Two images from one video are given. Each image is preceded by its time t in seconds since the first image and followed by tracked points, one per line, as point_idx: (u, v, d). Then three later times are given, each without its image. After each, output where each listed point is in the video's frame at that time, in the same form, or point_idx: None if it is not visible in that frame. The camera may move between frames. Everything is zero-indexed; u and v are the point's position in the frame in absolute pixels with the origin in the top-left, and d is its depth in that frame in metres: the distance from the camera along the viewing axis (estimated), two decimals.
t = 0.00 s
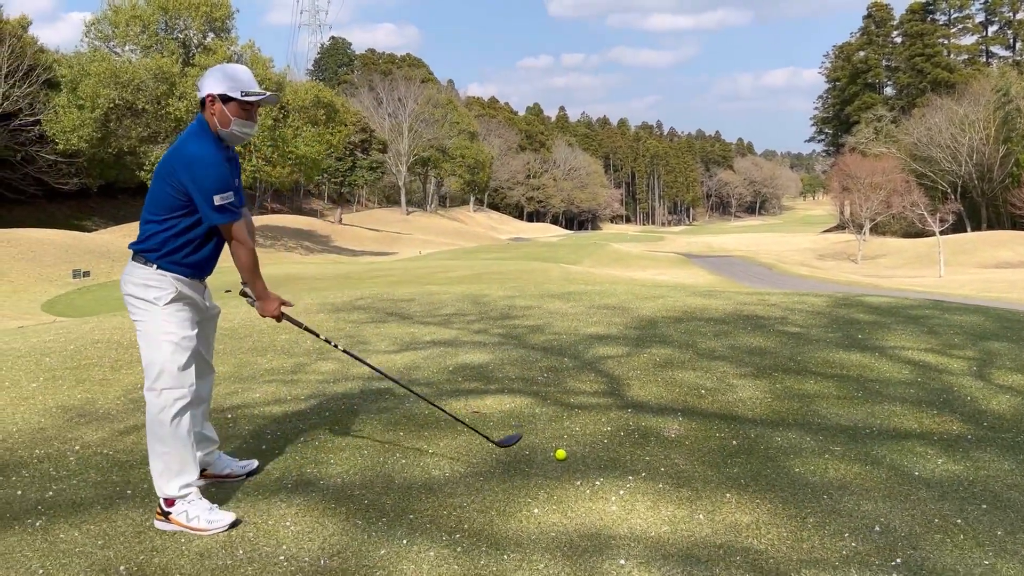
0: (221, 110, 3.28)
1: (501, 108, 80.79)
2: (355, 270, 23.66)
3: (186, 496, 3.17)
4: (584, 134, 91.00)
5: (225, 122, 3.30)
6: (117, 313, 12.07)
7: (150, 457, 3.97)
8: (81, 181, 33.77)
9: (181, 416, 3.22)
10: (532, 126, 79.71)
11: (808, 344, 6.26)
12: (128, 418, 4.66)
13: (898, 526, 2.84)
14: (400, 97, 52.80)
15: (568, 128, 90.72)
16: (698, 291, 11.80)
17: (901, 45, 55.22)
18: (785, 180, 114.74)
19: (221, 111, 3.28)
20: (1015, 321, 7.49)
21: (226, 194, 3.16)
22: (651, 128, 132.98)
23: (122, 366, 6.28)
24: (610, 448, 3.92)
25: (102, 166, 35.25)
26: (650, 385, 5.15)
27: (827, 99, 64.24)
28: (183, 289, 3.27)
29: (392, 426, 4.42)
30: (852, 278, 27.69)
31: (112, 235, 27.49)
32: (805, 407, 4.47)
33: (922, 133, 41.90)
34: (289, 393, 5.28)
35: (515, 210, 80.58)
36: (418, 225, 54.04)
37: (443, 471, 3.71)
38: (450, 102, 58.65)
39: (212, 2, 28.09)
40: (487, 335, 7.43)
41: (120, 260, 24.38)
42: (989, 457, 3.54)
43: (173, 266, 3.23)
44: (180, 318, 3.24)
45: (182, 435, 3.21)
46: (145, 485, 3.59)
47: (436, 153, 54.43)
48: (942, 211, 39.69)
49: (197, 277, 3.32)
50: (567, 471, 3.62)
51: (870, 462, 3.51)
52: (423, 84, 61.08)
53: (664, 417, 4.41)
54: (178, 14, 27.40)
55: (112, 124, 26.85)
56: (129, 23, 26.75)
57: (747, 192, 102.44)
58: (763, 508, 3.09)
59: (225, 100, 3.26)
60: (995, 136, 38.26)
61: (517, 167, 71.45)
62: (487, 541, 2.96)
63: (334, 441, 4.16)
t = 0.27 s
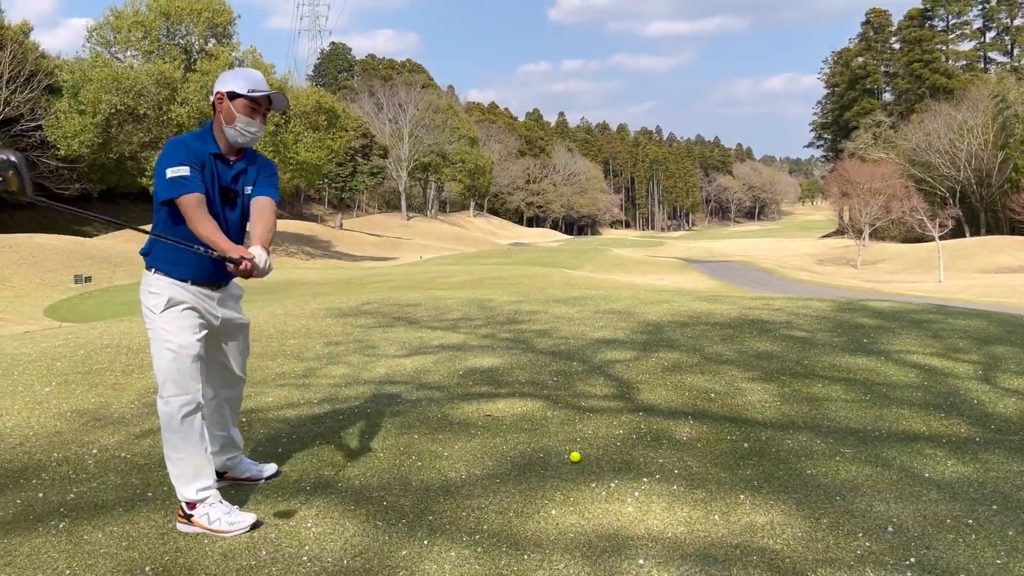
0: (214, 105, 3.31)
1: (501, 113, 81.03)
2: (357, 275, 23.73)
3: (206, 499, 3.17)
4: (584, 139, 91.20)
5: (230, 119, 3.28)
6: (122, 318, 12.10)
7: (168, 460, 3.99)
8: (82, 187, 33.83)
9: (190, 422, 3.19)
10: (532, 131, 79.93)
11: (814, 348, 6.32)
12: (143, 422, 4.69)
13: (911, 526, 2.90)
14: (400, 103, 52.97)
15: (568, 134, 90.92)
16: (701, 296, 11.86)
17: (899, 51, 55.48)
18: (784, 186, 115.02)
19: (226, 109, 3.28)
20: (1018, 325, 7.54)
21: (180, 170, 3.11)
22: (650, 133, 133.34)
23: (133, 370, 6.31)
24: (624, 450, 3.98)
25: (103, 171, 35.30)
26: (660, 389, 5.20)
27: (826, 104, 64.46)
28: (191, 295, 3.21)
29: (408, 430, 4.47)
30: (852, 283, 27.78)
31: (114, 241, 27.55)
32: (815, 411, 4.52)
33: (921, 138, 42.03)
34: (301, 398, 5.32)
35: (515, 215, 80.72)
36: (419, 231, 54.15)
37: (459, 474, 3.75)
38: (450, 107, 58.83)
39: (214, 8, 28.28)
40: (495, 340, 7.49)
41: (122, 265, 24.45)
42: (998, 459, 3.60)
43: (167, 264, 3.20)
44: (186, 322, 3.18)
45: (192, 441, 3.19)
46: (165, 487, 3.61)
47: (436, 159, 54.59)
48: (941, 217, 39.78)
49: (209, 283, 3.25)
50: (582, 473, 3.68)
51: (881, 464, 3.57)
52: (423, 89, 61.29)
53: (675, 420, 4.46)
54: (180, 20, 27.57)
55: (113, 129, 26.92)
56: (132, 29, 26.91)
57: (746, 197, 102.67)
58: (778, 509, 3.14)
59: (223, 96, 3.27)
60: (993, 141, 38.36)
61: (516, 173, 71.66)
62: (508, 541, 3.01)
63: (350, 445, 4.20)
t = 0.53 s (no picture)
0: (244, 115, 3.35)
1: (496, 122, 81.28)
2: (354, 283, 23.70)
3: (232, 508, 3.14)
4: (578, 147, 91.54)
5: (265, 130, 3.31)
6: (120, 327, 12.05)
7: (187, 470, 4.00)
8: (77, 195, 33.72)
9: (212, 431, 3.14)
10: (526, 139, 80.18)
11: (821, 357, 6.38)
12: (159, 432, 4.70)
13: (935, 535, 2.93)
14: (395, 111, 53.08)
15: (562, 142, 91.26)
16: (703, 304, 11.91)
17: (891, 60, 56.01)
18: (776, 193, 115.65)
19: (261, 120, 3.31)
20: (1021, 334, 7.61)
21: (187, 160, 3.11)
22: (643, 141, 134.02)
23: (143, 380, 6.31)
24: (642, 459, 4.02)
25: (97, 179, 35.19)
26: (672, 397, 5.24)
27: (818, 113, 64.94)
28: (207, 303, 3.13)
29: (424, 438, 4.49)
30: (847, 291, 27.93)
31: (109, 249, 27.46)
32: (827, 419, 4.57)
33: (914, 147, 42.36)
34: (315, 406, 5.33)
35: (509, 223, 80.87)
36: (414, 239, 54.19)
37: (480, 482, 3.78)
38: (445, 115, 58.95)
39: (209, 15, 28.34)
40: (502, 348, 7.52)
41: (117, 273, 24.40)
42: (1012, 468, 3.66)
43: (186, 266, 3.13)
44: (203, 330, 3.11)
45: (215, 451, 3.14)
46: (188, 496, 3.62)
47: (431, 167, 54.67)
48: (934, 225, 40.09)
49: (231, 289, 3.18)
50: (603, 481, 3.72)
51: (898, 472, 3.62)
52: (417, 97, 61.39)
53: (690, 428, 4.51)
54: (175, 27, 27.60)
55: (108, 137, 26.89)
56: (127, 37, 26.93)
57: (739, 206, 103.24)
58: (799, 516, 3.19)
59: (255, 105, 3.28)
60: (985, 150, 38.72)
61: (510, 181, 71.88)
62: (534, 549, 3.04)
63: (368, 454, 4.23)
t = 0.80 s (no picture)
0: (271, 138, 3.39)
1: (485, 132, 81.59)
2: (345, 293, 23.66)
3: (252, 516, 3.17)
4: (566, 157, 92.04)
5: (296, 159, 3.38)
6: (114, 337, 12.00)
7: (200, 478, 4.02)
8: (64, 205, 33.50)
9: (236, 438, 3.19)
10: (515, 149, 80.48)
11: (819, 366, 6.48)
12: (168, 441, 4.72)
13: (942, 538, 3.02)
14: (385, 121, 53.17)
15: (551, 152, 91.69)
16: (697, 313, 12.03)
17: (875, 72, 56.86)
18: (764, 204, 116.69)
19: (293, 148, 3.36)
20: (1014, 343, 7.76)
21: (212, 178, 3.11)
22: (631, 152, 134.95)
23: (146, 389, 6.31)
24: (651, 466, 4.08)
25: (85, 189, 34.99)
26: (676, 406, 5.32)
27: (804, 125, 65.77)
28: (231, 311, 3.18)
29: (434, 446, 4.53)
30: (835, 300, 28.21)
31: (98, 259, 27.28)
32: (830, 426, 4.66)
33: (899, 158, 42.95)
34: (322, 415, 5.35)
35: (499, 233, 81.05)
36: (403, 249, 54.18)
37: (493, 489, 3.83)
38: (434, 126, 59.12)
39: (200, 26, 28.36)
40: (504, 358, 7.57)
41: (106, 284, 24.25)
42: (1014, 473, 3.75)
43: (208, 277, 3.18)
44: (226, 338, 3.15)
45: (240, 460, 3.19)
46: (203, 504, 3.64)
47: (421, 176, 54.75)
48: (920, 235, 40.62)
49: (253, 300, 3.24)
50: (615, 488, 3.78)
51: (904, 478, 3.71)
52: (407, 107, 61.56)
53: (697, 436, 4.58)
54: (166, 37, 27.58)
55: (97, 147, 26.83)
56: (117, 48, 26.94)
57: (726, 216, 104.08)
58: (810, 521, 3.26)
59: (288, 133, 3.33)
60: (969, 161, 39.31)
61: (500, 191, 72.14)
62: (553, 554, 3.09)
63: (380, 462, 4.27)
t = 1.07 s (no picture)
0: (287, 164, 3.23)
1: (473, 141, 81.78)
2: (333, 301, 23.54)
3: (262, 512, 3.18)
4: (553, 167, 92.43)
5: (313, 195, 3.30)
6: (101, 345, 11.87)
7: (199, 484, 4.00)
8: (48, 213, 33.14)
9: (278, 442, 3.25)
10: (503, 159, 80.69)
11: (813, 372, 6.55)
12: (164, 447, 4.69)
13: (942, 540, 3.06)
14: (372, 130, 53.15)
15: (538, 161, 92.06)
16: (688, 321, 12.10)
17: (859, 84, 57.70)
18: (749, 213, 117.78)
19: (312, 187, 3.27)
20: (1003, 350, 7.86)
21: (269, 237, 3.11)
22: (618, 162, 135.77)
23: (139, 396, 6.25)
24: (651, 471, 4.10)
25: (69, 197, 34.64)
26: (672, 411, 5.36)
27: (789, 135, 66.55)
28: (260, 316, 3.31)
29: (433, 452, 4.52)
30: (821, 309, 28.48)
31: (81, 267, 26.98)
32: (827, 432, 4.70)
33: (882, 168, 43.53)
34: (318, 421, 5.33)
35: (486, 242, 81.11)
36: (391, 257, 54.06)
37: (495, 494, 3.83)
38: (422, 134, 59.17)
39: (187, 33, 28.25)
40: (498, 364, 7.58)
41: (91, 292, 23.99)
42: (1010, 476, 3.80)
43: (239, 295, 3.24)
44: (265, 341, 3.28)
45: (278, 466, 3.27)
46: (202, 509, 3.62)
47: (408, 185, 54.71)
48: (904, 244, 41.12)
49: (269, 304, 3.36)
50: (615, 492, 3.79)
51: (902, 481, 3.75)
52: (395, 116, 61.61)
53: (695, 441, 4.60)
54: (152, 45, 27.45)
55: (82, 154, 26.62)
56: (102, 55, 26.78)
57: (711, 225, 104.87)
58: (811, 524, 3.29)
59: (315, 181, 3.23)
60: (952, 172, 39.90)
61: (487, 200, 72.27)
62: (557, 557, 3.09)
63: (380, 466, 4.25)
